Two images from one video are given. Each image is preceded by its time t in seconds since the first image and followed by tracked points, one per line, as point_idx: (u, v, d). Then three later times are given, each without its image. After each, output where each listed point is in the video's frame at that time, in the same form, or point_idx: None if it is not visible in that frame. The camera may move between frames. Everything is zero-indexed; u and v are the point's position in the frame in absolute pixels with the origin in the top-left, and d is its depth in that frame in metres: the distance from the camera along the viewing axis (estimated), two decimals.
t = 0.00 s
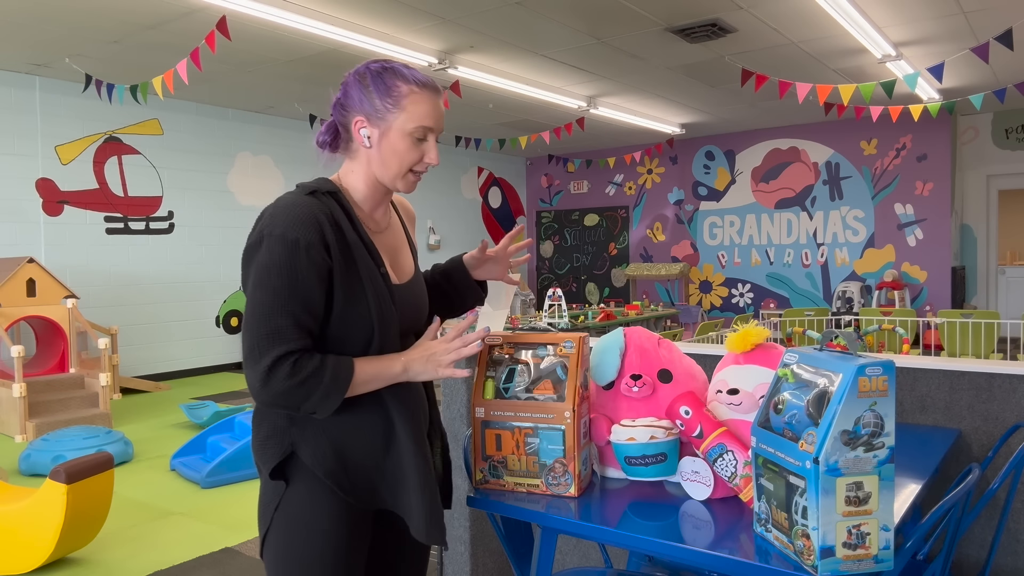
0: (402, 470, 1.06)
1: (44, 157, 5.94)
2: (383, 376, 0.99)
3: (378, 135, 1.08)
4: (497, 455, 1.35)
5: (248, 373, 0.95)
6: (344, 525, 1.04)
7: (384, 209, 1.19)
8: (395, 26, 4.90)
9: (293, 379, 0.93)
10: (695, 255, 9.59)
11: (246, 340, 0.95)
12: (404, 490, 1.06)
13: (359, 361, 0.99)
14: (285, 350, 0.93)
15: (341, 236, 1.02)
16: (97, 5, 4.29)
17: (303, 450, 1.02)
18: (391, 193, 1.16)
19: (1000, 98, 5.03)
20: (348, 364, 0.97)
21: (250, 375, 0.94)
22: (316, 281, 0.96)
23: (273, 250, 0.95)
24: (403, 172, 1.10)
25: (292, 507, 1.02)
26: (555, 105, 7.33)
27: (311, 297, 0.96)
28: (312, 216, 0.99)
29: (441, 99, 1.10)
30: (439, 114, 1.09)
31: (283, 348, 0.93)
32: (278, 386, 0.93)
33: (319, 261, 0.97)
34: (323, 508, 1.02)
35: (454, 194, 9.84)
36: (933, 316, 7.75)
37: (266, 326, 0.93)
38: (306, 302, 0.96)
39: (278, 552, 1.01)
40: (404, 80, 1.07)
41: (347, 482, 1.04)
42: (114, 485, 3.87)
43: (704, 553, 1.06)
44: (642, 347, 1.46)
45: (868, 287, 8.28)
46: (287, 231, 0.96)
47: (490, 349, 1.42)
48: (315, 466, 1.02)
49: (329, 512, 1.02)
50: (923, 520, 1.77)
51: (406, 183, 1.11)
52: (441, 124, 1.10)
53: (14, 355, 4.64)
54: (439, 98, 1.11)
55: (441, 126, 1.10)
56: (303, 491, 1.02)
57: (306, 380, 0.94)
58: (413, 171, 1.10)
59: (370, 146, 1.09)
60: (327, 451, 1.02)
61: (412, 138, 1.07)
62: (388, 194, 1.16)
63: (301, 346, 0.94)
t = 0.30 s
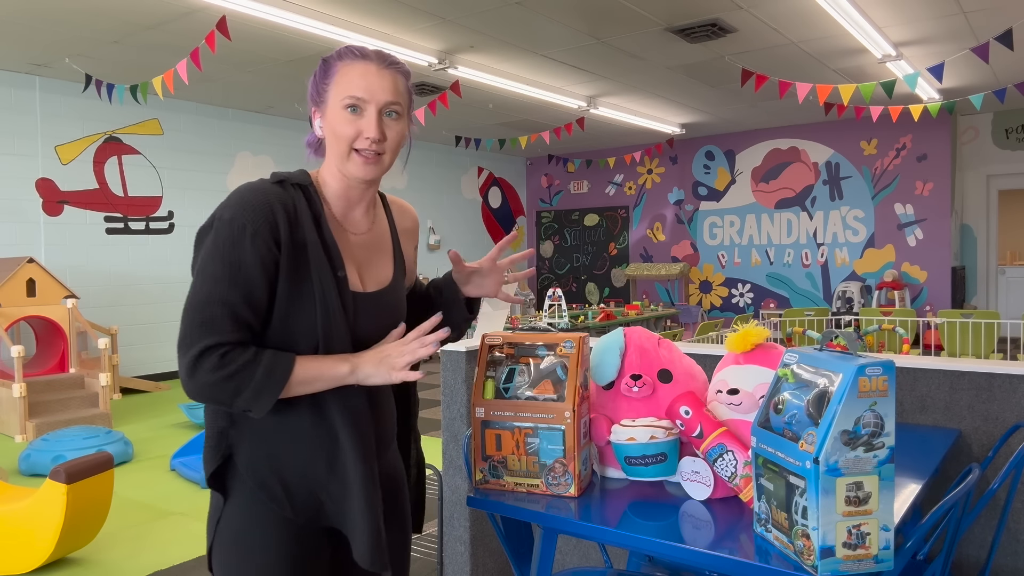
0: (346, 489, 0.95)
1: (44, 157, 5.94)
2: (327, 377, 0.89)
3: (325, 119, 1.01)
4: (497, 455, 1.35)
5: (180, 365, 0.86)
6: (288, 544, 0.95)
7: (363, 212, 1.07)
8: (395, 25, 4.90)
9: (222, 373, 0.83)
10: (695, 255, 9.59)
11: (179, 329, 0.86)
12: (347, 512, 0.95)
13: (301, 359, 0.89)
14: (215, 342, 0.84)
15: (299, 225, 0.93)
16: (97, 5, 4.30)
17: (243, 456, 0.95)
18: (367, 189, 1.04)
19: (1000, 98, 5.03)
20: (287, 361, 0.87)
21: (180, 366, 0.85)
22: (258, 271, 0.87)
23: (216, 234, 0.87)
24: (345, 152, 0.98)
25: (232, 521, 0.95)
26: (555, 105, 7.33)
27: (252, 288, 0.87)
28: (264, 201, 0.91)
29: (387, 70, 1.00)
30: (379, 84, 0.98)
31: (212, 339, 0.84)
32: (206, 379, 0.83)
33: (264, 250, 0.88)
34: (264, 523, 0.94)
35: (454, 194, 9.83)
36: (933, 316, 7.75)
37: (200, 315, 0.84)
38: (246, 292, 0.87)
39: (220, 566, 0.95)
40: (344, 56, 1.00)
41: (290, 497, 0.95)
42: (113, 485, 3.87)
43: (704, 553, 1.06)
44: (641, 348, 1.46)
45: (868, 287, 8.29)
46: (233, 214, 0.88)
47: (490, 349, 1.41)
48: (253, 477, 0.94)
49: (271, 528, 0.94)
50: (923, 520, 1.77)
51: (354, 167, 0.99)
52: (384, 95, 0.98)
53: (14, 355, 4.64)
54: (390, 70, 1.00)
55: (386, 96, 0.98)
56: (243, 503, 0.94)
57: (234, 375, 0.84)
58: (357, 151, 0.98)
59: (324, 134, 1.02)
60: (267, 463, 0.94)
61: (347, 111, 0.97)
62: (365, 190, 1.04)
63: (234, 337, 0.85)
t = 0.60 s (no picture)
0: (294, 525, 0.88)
1: (43, 157, 5.94)
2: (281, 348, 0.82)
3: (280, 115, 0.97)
4: (497, 455, 1.35)
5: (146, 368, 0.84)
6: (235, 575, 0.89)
7: (328, 215, 1.01)
8: (395, 25, 4.90)
9: (182, 369, 0.80)
10: (695, 255, 9.59)
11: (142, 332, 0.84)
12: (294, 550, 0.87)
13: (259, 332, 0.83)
14: (171, 340, 0.81)
15: (246, 218, 0.91)
16: (97, 5, 4.30)
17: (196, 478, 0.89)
18: (331, 187, 1.00)
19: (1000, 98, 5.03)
20: (247, 339, 0.82)
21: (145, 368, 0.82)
22: (212, 265, 0.85)
23: (167, 233, 0.85)
24: (297, 150, 0.94)
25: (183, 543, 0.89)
26: (555, 105, 7.32)
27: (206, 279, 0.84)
28: (212, 193, 0.90)
29: (340, 57, 0.95)
30: (328, 73, 0.94)
31: (170, 339, 0.81)
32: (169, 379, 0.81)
33: (214, 242, 0.86)
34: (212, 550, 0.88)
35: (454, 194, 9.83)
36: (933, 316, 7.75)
37: (160, 317, 0.82)
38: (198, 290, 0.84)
39: None
40: (295, 45, 0.96)
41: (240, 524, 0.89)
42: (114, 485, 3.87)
43: (704, 553, 1.05)
44: (641, 348, 1.46)
45: (868, 288, 8.29)
46: (183, 211, 0.86)
47: (490, 349, 1.42)
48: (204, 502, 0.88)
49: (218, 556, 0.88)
50: (923, 520, 1.77)
51: (309, 165, 0.94)
52: (335, 85, 0.94)
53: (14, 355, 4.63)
54: (343, 59, 0.96)
55: (337, 87, 0.94)
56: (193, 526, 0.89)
57: (195, 366, 0.80)
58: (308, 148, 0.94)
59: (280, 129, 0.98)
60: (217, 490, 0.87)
61: (298, 102, 0.93)
62: (329, 189, 1.00)
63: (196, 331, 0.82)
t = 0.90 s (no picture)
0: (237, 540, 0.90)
1: (43, 157, 5.93)
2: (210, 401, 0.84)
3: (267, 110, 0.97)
4: (497, 455, 1.35)
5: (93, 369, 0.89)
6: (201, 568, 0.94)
7: (312, 221, 1.01)
8: (394, 26, 4.90)
9: (109, 390, 0.84)
10: (695, 255, 9.59)
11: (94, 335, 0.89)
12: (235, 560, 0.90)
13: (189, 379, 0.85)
14: (104, 357, 0.85)
15: (210, 230, 0.92)
16: (97, 6, 4.30)
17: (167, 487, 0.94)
18: (317, 191, 0.99)
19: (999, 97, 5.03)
20: (174, 378, 0.84)
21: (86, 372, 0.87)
22: (160, 284, 0.87)
23: (124, 244, 0.88)
24: (287, 146, 0.94)
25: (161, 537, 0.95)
26: (555, 105, 7.32)
27: (154, 299, 0.86)
28: (175, 202, 0.91)
29: (334, 51, 0.96)
30: (321, 66, 0.94)
31: (101, 354, 0.85)
32: (98, 393, 0.85)
33: (168, 259, 0.87)
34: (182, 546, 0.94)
35: (454, 194, 9.83)
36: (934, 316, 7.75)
37: (101, 326, 0.86)
38: (143, 310, 0.86)
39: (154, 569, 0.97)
40: (287, 37, 0.97)
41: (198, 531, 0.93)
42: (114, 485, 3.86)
43: (705, 553, 1.05)
44: (641, 349, 1.46)
45: (868, 287, 8.29)
46: (141, 220, 0.88)
47: (490, 349, 1.42)
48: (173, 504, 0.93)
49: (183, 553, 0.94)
50: (923, 520, 1.77)
51: (298, 162, 0.94)
52: (328, 80, 0.94)
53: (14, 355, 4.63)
54: (337, 53, 0.96)
55: (331, 81, 0.94)
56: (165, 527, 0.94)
57: (117, 391, 0.84)
58: (298, 144, 0.94)
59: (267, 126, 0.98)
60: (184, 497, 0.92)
61: (288, 97, 0.93)
62: (315, 191, 0.99)
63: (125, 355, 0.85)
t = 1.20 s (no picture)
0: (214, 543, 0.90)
1: (43, 157, 5.93)
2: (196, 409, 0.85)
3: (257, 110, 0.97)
4: (497, 455, 1.35)
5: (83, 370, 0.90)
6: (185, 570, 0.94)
7: (303, 224, 1.01)
8: (394, 26, 4.90)
9: (94, 396, 0.85)
10: (695, 255, 9.59)
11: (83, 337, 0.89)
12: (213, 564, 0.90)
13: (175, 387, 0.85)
14: (91, 362, 0.86)
15: (197, 233, 0.92)
16: (97, 5, 4.30)
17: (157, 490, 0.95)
18: (307, 194, 0.99)
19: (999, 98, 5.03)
20: (160, 385, 0.85)
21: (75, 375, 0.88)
22: (145, 290, 0.87)
23: (112, 248, 0.88)
24: (275, 146, 0.93)
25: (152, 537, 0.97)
26: (555, 105, 7.32)
27: (139, 305, 0.87)
28: (161, 203, 0.91)
29: (325, 50, 0.96)
30: (311, 65, 0.94)
31: (87, 359, 0.86)
32: (85, 398, 0.86)
33: (153, 263, 0.88)
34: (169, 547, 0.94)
35: (454, 194, 9.83)
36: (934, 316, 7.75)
37: (89, 331, 0.87)
38: (128, 316, 0.86)
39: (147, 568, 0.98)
40: (278, 36, 0.97)
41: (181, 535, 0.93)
42: (113, 485, 3.86)
43: (705, 553, 1.05)
44: (641, 349, 1.46)
45: (868, 287, 8.29)
46: (129, 224, 0.89)
47: (490, 349, 1.42)
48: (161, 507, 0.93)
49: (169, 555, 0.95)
50: (923, 520, 1.77)
51: (285, 164, 0.94)
52: (318, 80, 0.94)
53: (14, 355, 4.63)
54: (329, 54, 0.96)
55: (321, 81, 0.94)
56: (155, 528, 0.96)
57: (102, 396, 0.85)
58: (286, 146, 0.93)
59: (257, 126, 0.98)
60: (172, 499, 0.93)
61: (276, 96, 0.93)
62: (306, 195, 0.99)
63: (110, 361, 0.86)
